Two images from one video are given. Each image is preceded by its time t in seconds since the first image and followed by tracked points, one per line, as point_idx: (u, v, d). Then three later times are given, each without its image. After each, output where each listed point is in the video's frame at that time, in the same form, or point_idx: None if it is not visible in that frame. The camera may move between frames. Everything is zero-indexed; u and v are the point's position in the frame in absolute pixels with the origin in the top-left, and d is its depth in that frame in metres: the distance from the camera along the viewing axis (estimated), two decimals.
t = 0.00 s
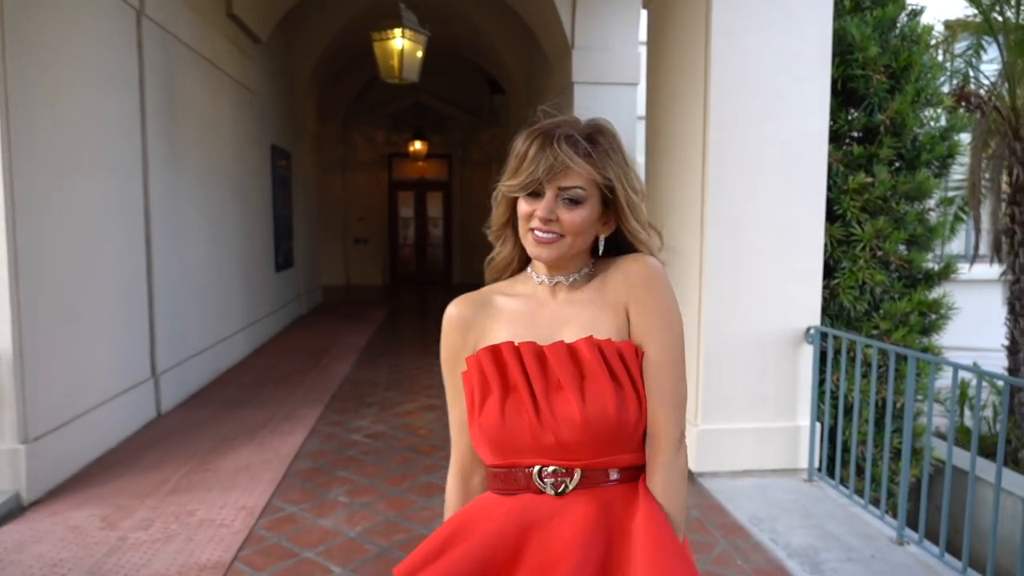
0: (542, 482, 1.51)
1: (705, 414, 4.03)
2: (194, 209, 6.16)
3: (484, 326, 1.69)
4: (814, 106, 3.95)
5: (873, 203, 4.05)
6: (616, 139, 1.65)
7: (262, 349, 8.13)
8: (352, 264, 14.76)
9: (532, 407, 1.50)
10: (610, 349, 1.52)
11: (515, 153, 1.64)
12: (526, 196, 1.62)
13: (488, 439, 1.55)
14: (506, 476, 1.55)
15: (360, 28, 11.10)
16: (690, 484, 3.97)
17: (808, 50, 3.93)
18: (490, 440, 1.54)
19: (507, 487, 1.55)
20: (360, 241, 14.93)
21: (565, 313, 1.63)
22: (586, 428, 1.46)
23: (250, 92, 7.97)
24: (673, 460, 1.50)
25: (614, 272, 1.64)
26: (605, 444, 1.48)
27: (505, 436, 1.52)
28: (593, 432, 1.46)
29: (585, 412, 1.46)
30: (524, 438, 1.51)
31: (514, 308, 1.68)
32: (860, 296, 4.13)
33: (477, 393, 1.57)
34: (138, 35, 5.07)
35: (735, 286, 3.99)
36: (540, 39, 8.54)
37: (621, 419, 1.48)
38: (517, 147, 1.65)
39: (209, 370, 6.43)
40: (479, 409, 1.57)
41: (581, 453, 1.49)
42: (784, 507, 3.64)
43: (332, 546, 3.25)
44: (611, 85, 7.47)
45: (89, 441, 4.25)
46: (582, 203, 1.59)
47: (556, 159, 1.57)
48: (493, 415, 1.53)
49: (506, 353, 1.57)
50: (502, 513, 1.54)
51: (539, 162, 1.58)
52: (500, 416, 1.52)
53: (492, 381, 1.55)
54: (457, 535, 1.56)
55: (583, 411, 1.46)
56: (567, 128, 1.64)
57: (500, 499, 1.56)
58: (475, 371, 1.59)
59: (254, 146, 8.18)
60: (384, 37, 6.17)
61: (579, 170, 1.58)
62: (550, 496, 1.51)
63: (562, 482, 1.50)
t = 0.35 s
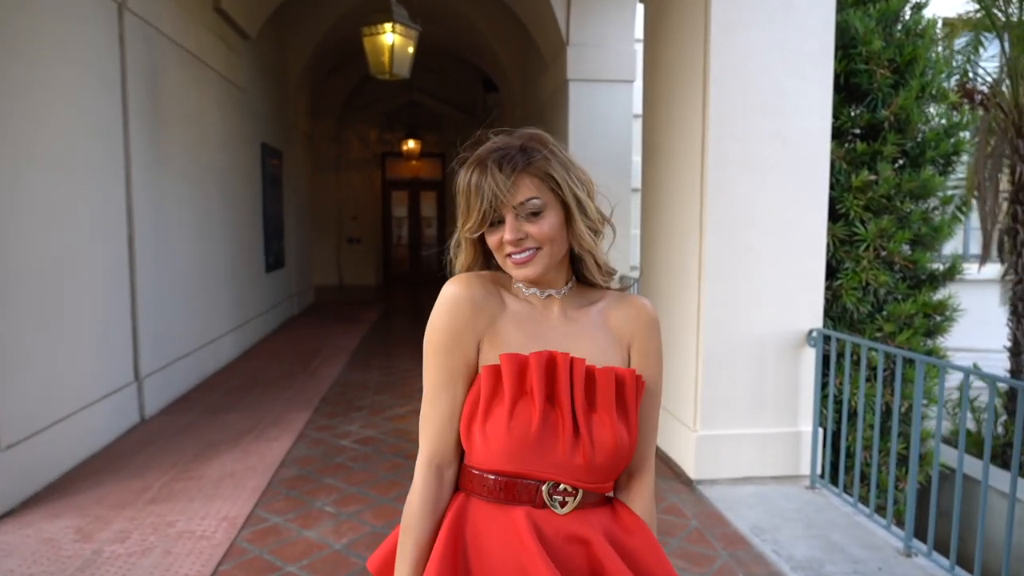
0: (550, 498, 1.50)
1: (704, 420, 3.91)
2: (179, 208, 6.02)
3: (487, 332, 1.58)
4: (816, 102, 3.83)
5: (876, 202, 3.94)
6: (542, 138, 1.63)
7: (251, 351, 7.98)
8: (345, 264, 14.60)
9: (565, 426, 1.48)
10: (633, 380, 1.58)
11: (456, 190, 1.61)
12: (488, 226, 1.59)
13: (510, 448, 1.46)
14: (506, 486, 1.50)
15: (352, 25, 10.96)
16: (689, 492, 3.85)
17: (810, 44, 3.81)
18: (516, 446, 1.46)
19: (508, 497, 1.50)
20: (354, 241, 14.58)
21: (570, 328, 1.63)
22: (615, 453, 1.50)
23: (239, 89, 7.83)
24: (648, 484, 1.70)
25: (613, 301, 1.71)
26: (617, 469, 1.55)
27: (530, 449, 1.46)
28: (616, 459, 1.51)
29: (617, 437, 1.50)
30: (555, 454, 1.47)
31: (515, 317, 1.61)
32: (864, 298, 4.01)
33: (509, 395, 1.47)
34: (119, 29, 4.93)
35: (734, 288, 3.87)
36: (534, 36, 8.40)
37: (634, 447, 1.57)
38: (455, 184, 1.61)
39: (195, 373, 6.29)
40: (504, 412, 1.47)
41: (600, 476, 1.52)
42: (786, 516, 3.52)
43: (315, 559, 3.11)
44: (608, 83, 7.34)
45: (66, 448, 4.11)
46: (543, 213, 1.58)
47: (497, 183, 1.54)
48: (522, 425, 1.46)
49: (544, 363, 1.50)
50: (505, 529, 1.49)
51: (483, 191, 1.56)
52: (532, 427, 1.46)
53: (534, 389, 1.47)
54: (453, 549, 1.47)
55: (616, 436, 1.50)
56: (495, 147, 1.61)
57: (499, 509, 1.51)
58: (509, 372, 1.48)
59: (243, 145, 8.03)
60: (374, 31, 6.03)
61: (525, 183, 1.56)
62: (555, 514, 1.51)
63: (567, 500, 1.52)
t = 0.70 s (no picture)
0: (478, 472, 1.52)
1: (707, 424, 3.80)
2: (171, 207, 5.90)
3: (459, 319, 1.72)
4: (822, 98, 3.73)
5: (884, 200, 3.83)
6: (525, 124, 1.56)
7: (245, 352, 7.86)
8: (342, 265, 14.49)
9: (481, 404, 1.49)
10: (564, 365, 1.45)
11: (445, 176, 1.60)
12: (471, 214, 1.57)
13: (445, 422, 1.57)
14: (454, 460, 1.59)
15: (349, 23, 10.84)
16: (692, 499, 3.74)
17: (817, 38, 3.70)
18: (444, 419, 1.56)
19: (454, 468, 1.59)
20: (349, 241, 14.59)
21: (528, 311, 1.57)
22: (526, 437, 1.43)
23: (233, 87, 7.71)
24: (615, 495, 1.46)
25: (586, 288, 1.54)
26: (547, 456, 1.45)
27: (459, 424, 1.54)
28: (532, 443, 1.43)
29: (528, 422, 1.43)
30: (474, 431, 1.51)
31: (490, 297, 1.67)
32: (871, 299, 3.91)
33: (444, 372, 1.60)
34: (107, 24, 4.81)
35: (739, 289, 3.76)
36: (533, 33, 8.30)
37: (565, 436, 1.43)
38: (444, 170, 1.61)
39: (188, 375, 6.17)
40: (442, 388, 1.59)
41: (519, 458, 1.46)
42: (792, 525, 3.41)
43: (305, 571, 3.00)
44: (608, 80, 7.22)
45: (50, 454, 3.99)
46: (520, 202, 1.52)
47: (474, 172, 1.51)
48: (450, 400, 1.55)
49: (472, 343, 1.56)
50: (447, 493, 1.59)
51: (465, 179, 1.54)
52: (455, 404, 1.54)
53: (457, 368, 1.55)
54: (411, 505, 1.64)
55: (524, 419, 1.43)
56: (480, 133, 1.58)
57: (448, 478, 1.61)
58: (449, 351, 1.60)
59: (238, 143, 7.91)
60: (369, 27, 5.91)
61: (501, 171, 1.51)
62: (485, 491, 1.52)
63: (496, 477, 1.50)
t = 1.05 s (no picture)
0: (455, 452, 1.51)
1: (721, 429, 3.70)
2: (174, 206, 5.83)
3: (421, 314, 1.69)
4: (841, 94, 3.62)
5: (904, 199, 3.72)
6: (538, 134, 1.56)
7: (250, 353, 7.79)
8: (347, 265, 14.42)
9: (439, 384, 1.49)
10: (507, 331, 1.45)
11: (445, 146, 1.56)
12: (456, 191, 1.54)
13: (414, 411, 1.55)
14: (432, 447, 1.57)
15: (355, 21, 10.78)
16: (706, 507, 3.64)
17: (834, 33, 3.59)
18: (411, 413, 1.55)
19: (432, 457, 1.57)
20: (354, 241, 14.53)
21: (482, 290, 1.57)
22: (487, 406, 1.43)
23: (238, 86, 7.65)
24: (585, 439, 1.44)
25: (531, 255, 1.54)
26: (510, 419, 1.46)
27: (427, 410, 1.53)
28: (494, 409, 1.43)
29: (484, 389, 1.43)
30: (441, 413, 1.50)
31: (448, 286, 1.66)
32: (890, 301, 3.80)
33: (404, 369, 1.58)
34: (109, 20, 4.75)
35: (753, 290, 3.66)
36: (540, 30, 8.20)
37: (524, 397, 1.43)
38: (447, 141, 1.56)
39: (191, 376, 6.11)
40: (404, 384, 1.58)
41: (486, 427, 1.46)
42: (810, 534, 3.31)
43: None
44: (617, 79, 7.12)
45: (49, 457, 3.92)
46: (508, 200, 1.52)
47: (483, 159, 1.49)
48: (414, 392, 1.53)
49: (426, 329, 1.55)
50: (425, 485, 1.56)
51: (468, 159, 1.50)
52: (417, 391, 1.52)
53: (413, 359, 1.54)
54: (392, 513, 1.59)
55: (480, 387, 1.43)
56: (493, 122, 1.55)
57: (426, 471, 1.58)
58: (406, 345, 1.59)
59: (243, 142, 7.85)
60: (374, 24, 5.83)
61: (502, 166, 1.51)
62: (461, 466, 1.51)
63: (473, 454, 1.50)
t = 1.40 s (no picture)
0: (506, 464, 1.41)
1: (762, 441, 3.54)
2: (205, 208, 5.82)
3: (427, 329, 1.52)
4: (893, 89, 3.43)
5: (960, 200, 3.52)
6: (559, 143, 1.52)
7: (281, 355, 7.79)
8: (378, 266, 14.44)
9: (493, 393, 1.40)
10: (563, 337, 1.47)
11: (465, 157, 1.47)
12: (481, 205, 1.46)
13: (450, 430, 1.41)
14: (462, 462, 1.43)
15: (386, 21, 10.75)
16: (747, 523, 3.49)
17: (885, 24, 3.40)
18: (454, 430, 1.40)
19: (470, 476, 1.43)
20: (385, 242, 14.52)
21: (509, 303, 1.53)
22: (553, 409, 1.39)
23: (270, 87, 7.65)
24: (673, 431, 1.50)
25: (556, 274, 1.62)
26: (567, 424, 1.43)
27: (475, 425, 1.40)
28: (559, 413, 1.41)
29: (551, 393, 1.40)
30: (493, 426, 1.40)
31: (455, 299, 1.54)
32: (945, 307, 3.60)
33: (438, 382, 1.42)
34: (141, 22, 4.74)
35: (797, 296, 3.49)
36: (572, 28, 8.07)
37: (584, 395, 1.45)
38: (467, 151, 1.48)
39: (222, 379, 6.10)
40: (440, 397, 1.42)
41: (545, 433, 1.41)
42: (858, 554, 3.14)
43: None
44: (651, 77, 6.96)
45: (77, 460, 3.91)
46: (534, 213, 1.47)
47: (515, 172, 1.43)
48: (459, 406, 1.40)
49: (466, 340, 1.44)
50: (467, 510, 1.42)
51: (497, 172, 1.43)
52: (462, 406, 1.40)
53: (458, 370, 1.41)
54: (427, 551, 1.41)
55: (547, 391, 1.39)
56: (516, 131, 1.49)
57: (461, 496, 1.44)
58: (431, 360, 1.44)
59: (275, 143, 7.85)
60: (404, 22, 5.76)
61: (531, 179, 1.45)
62: (512, 477, 1.41)
63: (525, 463, 1.41)
